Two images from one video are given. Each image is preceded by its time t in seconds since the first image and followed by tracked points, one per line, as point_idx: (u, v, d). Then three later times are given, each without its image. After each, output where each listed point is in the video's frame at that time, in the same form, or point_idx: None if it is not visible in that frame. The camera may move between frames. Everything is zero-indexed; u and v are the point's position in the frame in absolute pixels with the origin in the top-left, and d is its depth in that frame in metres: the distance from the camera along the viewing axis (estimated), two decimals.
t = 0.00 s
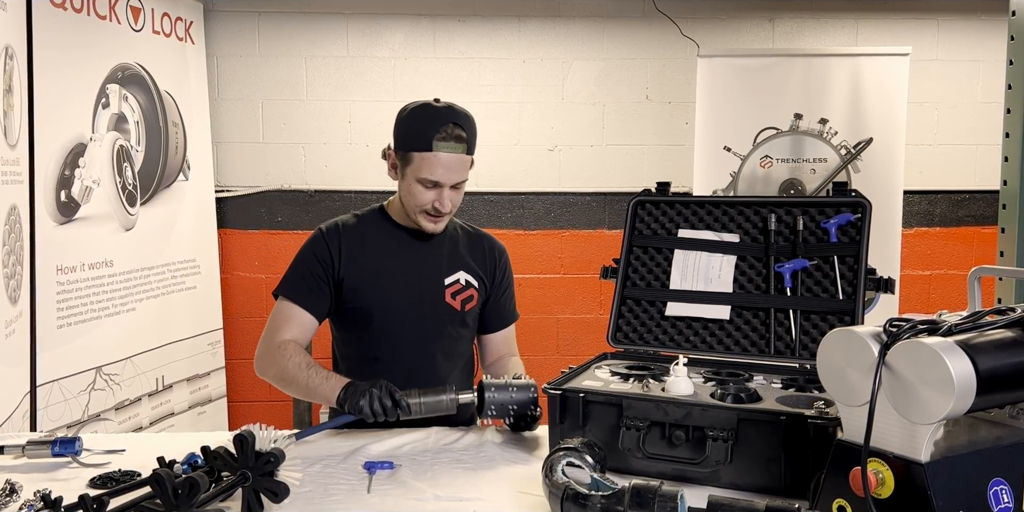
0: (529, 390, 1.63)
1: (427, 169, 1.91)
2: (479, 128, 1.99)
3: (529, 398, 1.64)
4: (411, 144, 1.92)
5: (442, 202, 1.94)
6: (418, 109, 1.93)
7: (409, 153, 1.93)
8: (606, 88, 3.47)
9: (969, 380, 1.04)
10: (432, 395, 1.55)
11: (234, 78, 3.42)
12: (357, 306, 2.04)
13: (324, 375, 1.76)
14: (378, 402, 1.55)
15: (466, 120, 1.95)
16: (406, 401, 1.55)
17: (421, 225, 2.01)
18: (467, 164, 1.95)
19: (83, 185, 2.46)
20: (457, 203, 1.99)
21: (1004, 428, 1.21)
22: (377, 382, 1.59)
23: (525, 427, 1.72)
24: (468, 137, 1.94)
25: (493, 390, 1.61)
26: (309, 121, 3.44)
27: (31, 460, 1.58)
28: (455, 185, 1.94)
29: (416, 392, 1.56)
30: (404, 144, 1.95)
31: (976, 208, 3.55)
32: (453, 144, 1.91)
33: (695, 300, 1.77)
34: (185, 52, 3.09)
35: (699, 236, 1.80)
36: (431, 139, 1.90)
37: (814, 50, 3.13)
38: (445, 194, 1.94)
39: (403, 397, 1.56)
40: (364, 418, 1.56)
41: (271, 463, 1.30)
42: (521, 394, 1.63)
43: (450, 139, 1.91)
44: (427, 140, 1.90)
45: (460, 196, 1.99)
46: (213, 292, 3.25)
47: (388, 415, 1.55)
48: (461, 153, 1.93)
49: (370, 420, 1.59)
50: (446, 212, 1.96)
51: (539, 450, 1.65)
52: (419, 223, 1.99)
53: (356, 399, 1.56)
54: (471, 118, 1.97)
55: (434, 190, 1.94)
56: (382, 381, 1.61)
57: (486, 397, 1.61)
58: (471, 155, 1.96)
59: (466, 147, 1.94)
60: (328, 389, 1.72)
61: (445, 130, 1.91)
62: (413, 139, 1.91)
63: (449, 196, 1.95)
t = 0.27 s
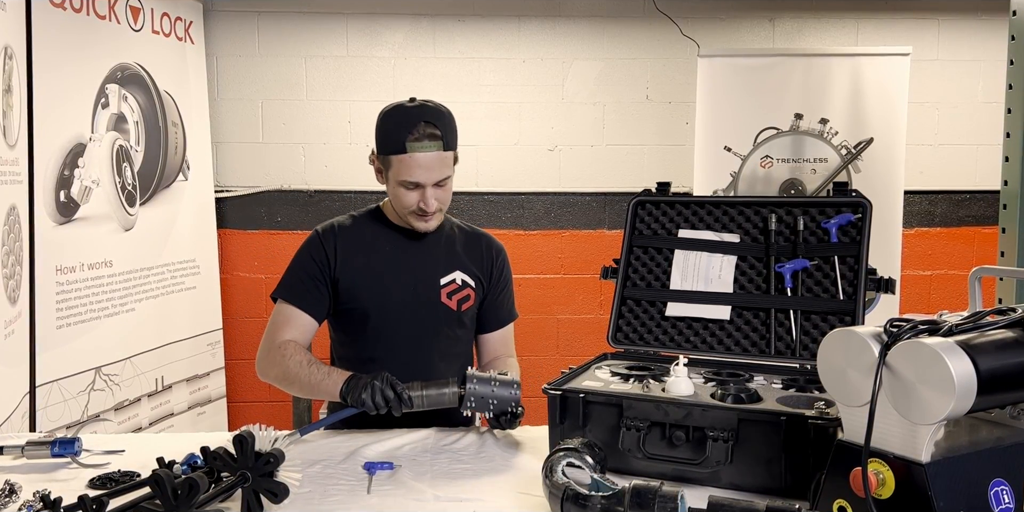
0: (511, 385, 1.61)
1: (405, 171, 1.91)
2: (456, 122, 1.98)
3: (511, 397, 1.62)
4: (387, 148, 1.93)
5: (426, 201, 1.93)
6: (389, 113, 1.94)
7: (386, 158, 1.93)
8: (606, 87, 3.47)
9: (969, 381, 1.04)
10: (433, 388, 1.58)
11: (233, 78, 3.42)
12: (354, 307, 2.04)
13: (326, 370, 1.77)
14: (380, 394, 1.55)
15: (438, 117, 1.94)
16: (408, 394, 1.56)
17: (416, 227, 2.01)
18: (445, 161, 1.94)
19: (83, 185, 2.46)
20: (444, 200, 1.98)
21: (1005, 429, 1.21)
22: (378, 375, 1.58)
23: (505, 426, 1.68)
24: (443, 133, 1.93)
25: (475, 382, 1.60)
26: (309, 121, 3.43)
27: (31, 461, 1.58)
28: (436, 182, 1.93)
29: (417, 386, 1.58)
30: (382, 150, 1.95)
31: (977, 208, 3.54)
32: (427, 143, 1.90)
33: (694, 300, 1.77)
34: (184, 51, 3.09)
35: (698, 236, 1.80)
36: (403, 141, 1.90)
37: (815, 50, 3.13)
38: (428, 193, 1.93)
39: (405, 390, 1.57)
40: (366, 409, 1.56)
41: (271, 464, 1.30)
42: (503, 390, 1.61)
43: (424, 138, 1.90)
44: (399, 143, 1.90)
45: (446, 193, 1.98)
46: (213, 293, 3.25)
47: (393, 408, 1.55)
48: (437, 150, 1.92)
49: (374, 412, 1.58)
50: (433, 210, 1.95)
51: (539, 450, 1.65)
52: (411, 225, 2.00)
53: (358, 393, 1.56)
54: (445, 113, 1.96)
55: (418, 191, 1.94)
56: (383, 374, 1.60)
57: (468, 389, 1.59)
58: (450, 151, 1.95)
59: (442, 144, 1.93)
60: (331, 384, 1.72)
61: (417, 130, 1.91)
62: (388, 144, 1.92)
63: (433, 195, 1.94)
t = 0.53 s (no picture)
0: (501, 386, 1.56)
1: (397, 172, 1.91)
2: (448, 121, 1.97)
3: (504, 397, 1.56)
4: (378, 149, 1.93)
5: (417, 202, 1.93)
6: (380, 114, 1.94)
7: (378, 159, 1.94)
8: (606, 87, 3.47)
9: (970, 381, 1.04)
10: (432, 393, 1.56)
11: (233, 78, 3.41)
12: (352, 307, 2.04)
13: (324, 371, 1.76)
14: (378, 398, 1.55)
15: (429, 117, 1.94)
16: (406, 398, 1.55)
17: (409, 227, 2.01)
18: (437, 161, 1.93)
19: (82, 185, 2.46)
20: (437, 200, 1.98)
21: (1005, 429, 1.20)
22: (377, 377, 1.58)
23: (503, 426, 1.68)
24: (433, 134, 1.93)
25: (465, 388, 1.55)
26: (309, 121, 3.43)
27: (30, 461, 1.58)
28: (428, 183, 1.93)
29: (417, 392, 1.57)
30: (374, 151, 1.96)
31: (977, 208, 3.54)
32: (417, 144, 1.90)
33: (694, 300, 1.76)
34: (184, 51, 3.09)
35: (699, 236, 1.80)
36: (393, 141, 1.90)
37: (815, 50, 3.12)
38: (420, 194, 1.93)
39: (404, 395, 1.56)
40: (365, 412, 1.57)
41: (270, 464, 1.29)
42: (494, 391, 1.56)
43: (415, 139, 1.90)
44: (389, 144, 1.90)
45: (439, 193, 1.97)
46: (213, 293, 3.25)
47: (390, 411, 1.55)
48: (428, 151, 1.92)
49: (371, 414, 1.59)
50: (426, 211, 1.95)
51: (539, 451, 1.64)
52: (405, 225, 2.00)
53: (356, 395, 1.56)
54: (436, 113, 1.96)
55: (409, 191, 1.94)
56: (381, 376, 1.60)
57: (458, 396, 1.55)
58: (441, 151, 1.95)
59: (433, 145, 1.93)
60: (329, 385, 1.72)
61: (408, 131, 1.91)
62: (378, 144, 1.92)
63: (425, 195, 1.94)
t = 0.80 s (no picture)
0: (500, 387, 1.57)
1: (392, 172, 1.91)
2: (443, 119, 1.97)
3: (502, 398, 1.58)
4: (373, 148, 1.93)
5: (413, 201, 1.93)
6: (375, 113, 1.94)
7: (373, 158, 1.93)
8: (606, 87, 3.46)
9: (970, 381, 1.04)
10: (433, 392, 1.57)
11: (232, 77, 3.41)
12: (352, 307, 2.04)
13: (323, 370, 1.76)
14: (378, 395, 1.55)
15: (424, 115, 1.93)
16: (406, 396, 1.55)
17: (406, 225, 2.02)
18: (432, 160, 1.93)
19: (81, 185, 2.46)
20: (433, 199, 1.98)
21: (1006, 430, 1.20)
22: (377, 375, 1.58)
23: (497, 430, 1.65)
24: (428, 133, 1.92)
25: (464, 388, 1.57)
26: (309, 121, 3.43)
27: (29, 462, 1.57)
28: (424, 182, 1.93)
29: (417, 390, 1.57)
30: (370, 150, 1.95)
31: (978, 208, 3.54)
32: (412, 143, 1.90)
33: (694, 301, 1.76)
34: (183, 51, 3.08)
35: (699, 236, 1.79)
36: (388, 141, 1.90)
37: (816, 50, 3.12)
38: (415, 193, 1.93)
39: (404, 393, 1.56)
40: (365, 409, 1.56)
41: (270, 465, 1.29)
42: (492, 392, 1.58)
43: (410, 138, 1.90)
44: (384, 144, 1.90)
45: (435, 192, 1.97)
46: (213, 293, 3.25)
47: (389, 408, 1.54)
48: (423, 150, 1.91)
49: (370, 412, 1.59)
50: (422, 209, 1.95)
51: (539, 451, 1.64)
52: (402, 223, 2.00)
53: (356, 391, 1.56)
54: (431, 112, 1.95)
55: (405, 190, 1.94)
56: (382, 374, 1.60)
57: (457, 395, 1.57)
58: (436, 150, 1.94)
59: (428, 143, 1.92)
60: (329, 382, 1.72)
61: (402, 130, 1.91)
62: (373, 144, 1.92)
63: (421, 194, 1.93)
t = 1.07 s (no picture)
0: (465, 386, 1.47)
1: (389, 172, 1.91)
2: (441, 118, 1.96)
3: (469, 397, 1.47)
4: (371, 149, 1.93)
5: (411, 202, 1.93)
6: (372, 113, 1.94)
7: (371, 159, 1.93)
8: (606, 86, 3.46)
9: (971, 381, 1.03)
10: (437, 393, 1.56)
11: (232, 77, 3.41)
12: (351, 306, 2.04)
13: (328, 369, 1.75)
14: (384, 398, 1.55)
15: (421, 115, 1.93)
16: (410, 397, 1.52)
17: (405, 225, 2.01)
18: (430, 160, 1.92)
19: (81, 185, 2.45)
20: (431, 199, 1.97)
21: (1006, 430, 1.20)
22: (383, 377, 1.58)
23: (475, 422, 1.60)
24: (425, 132, 1.92)
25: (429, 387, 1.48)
26: (309, 121, 3.42)
27: (29, 462, 1.57)
28: (421, 181, 1.92)
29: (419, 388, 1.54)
30: (368, 151, 1.95)
31: (978, 208, 3.53)
32: (409, 143, 1.90)
33: (694, 300, 1.76)
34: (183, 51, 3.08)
35: (700, 236, 1.79)
36: (386, 141, 1.90)
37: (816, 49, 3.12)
38: (413, 193, 1.92)
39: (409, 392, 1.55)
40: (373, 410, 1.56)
41: (270, 465, 1.29)
42: (459, 391, 1.48)
43: (407, 138, 1.90)
44: (381, 144, 1.90)
45: (433, 192, 1.96)
46: (213, 293, 3.25)
47: (396, 409, 1.54)
48: (421, 149, 1.91)
49: (378, 414, 1.59)
50: (420, 210, 1.94)
51: (539, 451, 1.64)
52: (401, 224, 2.00)
53: (363, 394, 1.56)
54: (428, 112, 1.94)
55: (403, 191, 1.93)
56: (388, 374, 1.59)
57: (423, 396, 1.49)
58: (434, 150, 1.94)
59: (425, 143, 1.92)
60: (335, 383, 1.71)
61: (400, 129, 1.90)
62: (371, 144, 1.92)
63: (419, 194, 1.93)
